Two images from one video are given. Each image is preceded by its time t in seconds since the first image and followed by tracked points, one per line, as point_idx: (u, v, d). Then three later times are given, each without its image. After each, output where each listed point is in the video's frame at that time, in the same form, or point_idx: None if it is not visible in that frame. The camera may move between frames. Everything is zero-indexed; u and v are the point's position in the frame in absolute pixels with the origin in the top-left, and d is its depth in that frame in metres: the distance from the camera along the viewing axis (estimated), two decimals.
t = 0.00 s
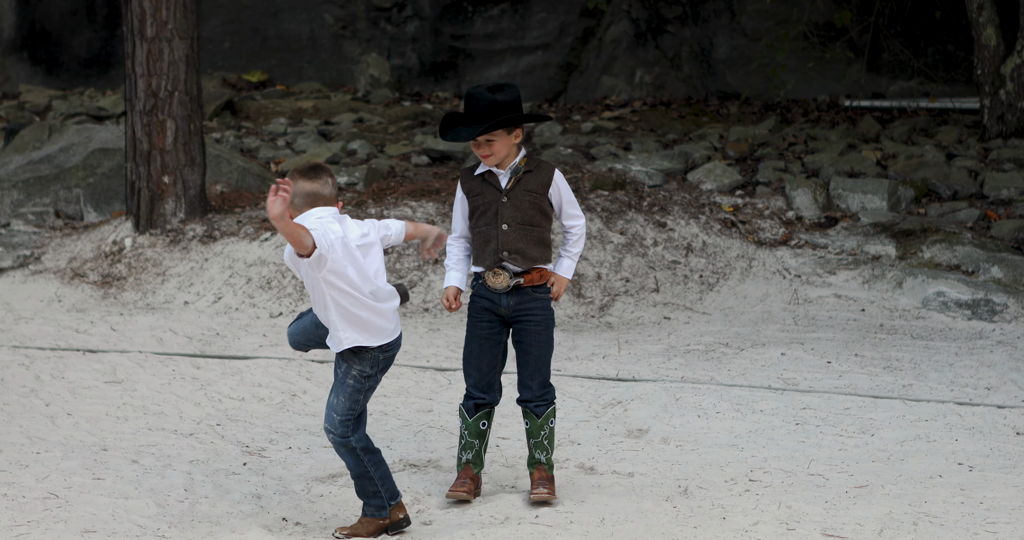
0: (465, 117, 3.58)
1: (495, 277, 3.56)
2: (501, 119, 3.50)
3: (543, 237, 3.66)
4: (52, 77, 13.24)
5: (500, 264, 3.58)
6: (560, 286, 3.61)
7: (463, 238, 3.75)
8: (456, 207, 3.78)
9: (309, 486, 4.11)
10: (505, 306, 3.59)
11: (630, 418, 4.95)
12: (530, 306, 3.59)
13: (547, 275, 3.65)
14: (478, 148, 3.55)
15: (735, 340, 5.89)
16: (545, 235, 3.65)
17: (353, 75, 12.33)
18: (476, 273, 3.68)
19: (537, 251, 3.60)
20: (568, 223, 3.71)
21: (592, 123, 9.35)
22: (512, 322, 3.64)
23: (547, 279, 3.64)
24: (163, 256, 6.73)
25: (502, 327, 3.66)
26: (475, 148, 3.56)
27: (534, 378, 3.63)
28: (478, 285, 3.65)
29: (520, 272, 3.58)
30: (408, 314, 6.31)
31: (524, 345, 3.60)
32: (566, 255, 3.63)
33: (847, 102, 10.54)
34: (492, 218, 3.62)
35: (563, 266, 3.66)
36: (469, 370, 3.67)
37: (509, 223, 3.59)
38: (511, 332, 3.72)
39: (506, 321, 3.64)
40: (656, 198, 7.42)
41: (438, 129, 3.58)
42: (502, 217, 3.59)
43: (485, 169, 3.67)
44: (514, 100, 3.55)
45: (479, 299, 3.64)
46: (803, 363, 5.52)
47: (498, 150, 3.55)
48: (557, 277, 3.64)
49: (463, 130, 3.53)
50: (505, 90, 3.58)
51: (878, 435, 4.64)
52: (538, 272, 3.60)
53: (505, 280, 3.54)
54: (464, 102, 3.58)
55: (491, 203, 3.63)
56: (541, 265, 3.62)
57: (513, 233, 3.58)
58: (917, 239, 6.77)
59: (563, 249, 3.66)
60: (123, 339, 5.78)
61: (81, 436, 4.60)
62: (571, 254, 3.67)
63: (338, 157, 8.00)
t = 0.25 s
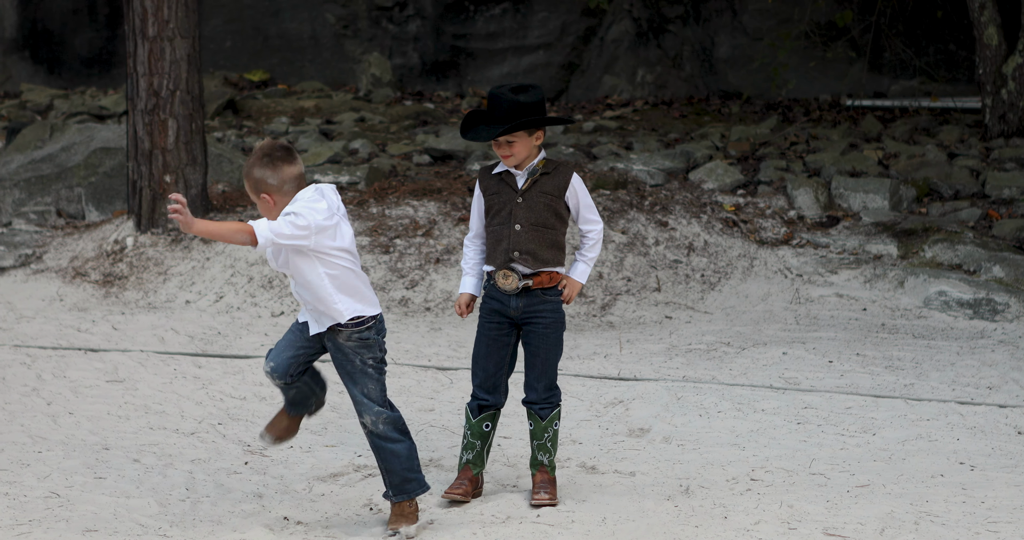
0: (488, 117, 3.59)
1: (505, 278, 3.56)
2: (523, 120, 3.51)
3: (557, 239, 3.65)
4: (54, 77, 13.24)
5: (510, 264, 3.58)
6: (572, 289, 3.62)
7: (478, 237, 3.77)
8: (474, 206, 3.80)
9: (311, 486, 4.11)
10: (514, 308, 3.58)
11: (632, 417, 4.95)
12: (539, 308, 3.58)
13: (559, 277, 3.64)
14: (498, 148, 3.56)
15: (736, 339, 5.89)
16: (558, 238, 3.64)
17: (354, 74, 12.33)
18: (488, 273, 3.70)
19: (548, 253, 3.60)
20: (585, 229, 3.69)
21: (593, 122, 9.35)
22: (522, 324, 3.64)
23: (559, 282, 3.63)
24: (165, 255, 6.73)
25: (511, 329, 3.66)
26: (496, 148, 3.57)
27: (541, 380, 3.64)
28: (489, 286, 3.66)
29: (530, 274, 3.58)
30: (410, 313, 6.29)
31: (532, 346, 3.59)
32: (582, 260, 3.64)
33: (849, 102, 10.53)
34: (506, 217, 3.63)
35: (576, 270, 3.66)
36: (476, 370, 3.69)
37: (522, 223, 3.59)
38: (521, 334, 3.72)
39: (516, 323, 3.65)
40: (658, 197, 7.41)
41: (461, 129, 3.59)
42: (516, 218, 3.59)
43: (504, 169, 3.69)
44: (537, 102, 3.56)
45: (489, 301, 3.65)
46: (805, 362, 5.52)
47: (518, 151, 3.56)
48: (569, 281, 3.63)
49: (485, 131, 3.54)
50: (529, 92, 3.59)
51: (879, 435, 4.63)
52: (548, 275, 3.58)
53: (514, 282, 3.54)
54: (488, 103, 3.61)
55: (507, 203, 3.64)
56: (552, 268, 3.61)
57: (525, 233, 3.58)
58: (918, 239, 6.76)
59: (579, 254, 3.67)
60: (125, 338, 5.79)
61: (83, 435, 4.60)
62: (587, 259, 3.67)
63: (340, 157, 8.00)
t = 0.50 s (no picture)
0: (499, 115, 3.61)
1: (505, 278, 3.56)
2: (533, 120, 3.52)
3: (561, 239, 3.64)
4: (56, 75, 13.24)
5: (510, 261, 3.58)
6: (575, 291, 3.56)
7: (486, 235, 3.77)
8: (484, 202, 3.82)
9: (314, 484, 4.10)
10: (514, 308, 3.58)
11: (634, 415, 4.95)
12: (539, 310, 3.56)
13: (561, 279, 3.61)
14: (508, 147, 3.58)
15: (738, 337, 5.89)
16: (561, 238, 3.63)
17: (356, 72, 12.33)
18: (491, 271, 3.70)
19: (549, 252, 3.58)
20: (593, 232, 3.65)
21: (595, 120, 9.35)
22: (523, 325, 3.63)
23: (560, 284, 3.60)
24: (167, 253, 6.73)
25: (513, 330, 3.66)
26: (506, 146, 3.59)
27: (542, 382, 3.63)
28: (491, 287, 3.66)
29: (529, 274, 3.56)
30: (412, 311, 6.29)
31: (533, 348, 3.58)
32: (587, 263, 3.60)
33: (851, 100, 10.53)
34: (510, 213, 3.63)
35: (581, 274, 3.62)
36: (477, 370, 3.69)
37: (525, 219, 3.59)
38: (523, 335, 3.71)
39: (517, 324, 3.64)
40: (660, 195, 7.41)
41: (473, 127, 3.62)
42: (519, 214, 3.60)
43: (513, 166, 3.69)
44: (549, 102, 3.55)
45: (491, 301, 3.65)
46: (807, 360, 5.52)
47: (528, 151, 3.58)
48: (571, 283, 3.58)
49: (495, 129, 3.56)
50: (541, 91, 3.59)
51: (882, 433, 4.63)
52: (547, 276, 3.56)
53: (513, 282, 3.53)
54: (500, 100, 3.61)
55: (512, 199, 3.65)
56: (553, 268, 3.59)
57: (527, 230, 3.57)
58: (921, 237, 6.76)
59: (585, 256, 3.63)
60: (127, 336, 5.79)
61: (85, 432, 4.60)
62: (593, 262, 3.63)
63: (342, 155, 7.99)
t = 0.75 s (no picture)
0: (503, 113, 3.61)
1: (502, 280, 3.56)
2: (535, 120, 3.52)
3: (560, 240, 3.63)
4: (57, 75, 13.24)
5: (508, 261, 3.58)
6: (573, 294, 3.54)
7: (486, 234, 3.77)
8: (486, 201, 3.82)
9: (314, 484, 4.10)
10: (511, 309, 3.58)
11: (635, 415, 4.94)
12: (537, 312, 3.56)
13: (559, 281, 3.60)
14: (511, 147, 3.59)
15: (739, 337, 5.89)
16: (560, 238, 3.63)
17: (357, 72, 12.34)
18: (490, 271, 3.70)
19: (547, 253, 3.58)
20: (593, 234, 3.62)
21: (596, 120, 9.35)
22: (521, 326, 3.62)
23: (558, 286, 3.59)
24: (168, 252, 6.72)
25: (511, 331, 3.65)
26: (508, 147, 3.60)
27: (540, 383, 3.63)
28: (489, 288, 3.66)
29: (527, 275, 3.56)
30: (413, 311, 6.30)
31: (530, 351, 3.59)
32: (586, 266, 3.57)
33: (852, 100, 10.53)
34: (510, 212, 3.63)
35: (581, 277, 3.60)
36: (476, 370, 3.69)
37: (524, 219, 3.59)
38: (522, 336, 3.71)
39: (515, 325, 3.64)
40: (661, 195, 7.40)
41: (476, 126, 3.62)
42: (518, 213, 3.60)
43: (515, 166, 3.70)
44: (552, 102, 3.55)
45: (489, 302, 3.65)
46: (808, 360, 5.52)
47: (531, 151, 3.59)
48: (569, 286, 3.56)
49: (499, 129, 3.56)
50: (546, 91, 3.58)
51: (883, 432, 4.63)
52: (544, 277, 3.56)
53: (511, 284, 3.53)
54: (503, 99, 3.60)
55: (512, 198, 3.65)
56: (551, 270, 3.58)
57: (526, 229, 3.57)
58: (922, 236, 6.76)
59: (584, 259, 3.61)
60: (128, 336, 5.78)
61: (86, 433, 4.60)
62: (593, 265, 3.60)
63: (343, 155, 7.99)
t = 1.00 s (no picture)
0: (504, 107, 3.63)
1: (507, 279, 3.55)
2: (529, 116, 3.53)
3: (563, 240, 3.63)
4: (60, 74, 13.24)
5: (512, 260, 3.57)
6: (577, 292, 3.53)
7: (488, 232, 3.76)
8: (488, 199, 3.81)
9: (319, 482, 4.09)
10: (516, 308, 3.57)
11: (639, 413, 4.94)
12: (541, 310, 3.55)
13: (563, 279, 3.59)
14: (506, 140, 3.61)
15: (743, 335, 5.89)
16: (563, 238, 3.62)
17: (361, 71, 12.34)
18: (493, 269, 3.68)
19: (552, 253, 3.58)
20: (597, 232, 3.64)
21: (600, 119, 9.36)
22: (525, 325, 3.61)
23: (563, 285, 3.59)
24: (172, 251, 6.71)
25: (515, 330, 3.64)
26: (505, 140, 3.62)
27: (545, 382, 3.62)
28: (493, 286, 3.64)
29: (531, 274, 3.56)
30: (417, 309, 6.30)
31: (535, 349, 3.57)
32: (589, 264, 3.59)
33: (855, 99, 10.54)
34: (514, 211, 3.62)
35: (584, 275, 3.61)
36: (480, 369, 3.68)
37: (529, 218, 3.58)
38: (526, 335, 3.70)
39: (519, 324, 3.63)
40: (665, 193, 7.40)
41: (475, 115, 3.64)
42: (523, 212, 3.59)
43: (516, 163, 3.69)
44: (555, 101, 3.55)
45: (493, 301, 3.64)
46: (812, 358, 5.52)
47: (524, 146, 3.58)
48: (574, 284, 3.55)
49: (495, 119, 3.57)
50: (552, 91, 3.57)
51: (887, 431, 4.63)
52: (549, 276, 3.55)
53: (516, 283, 3.52)
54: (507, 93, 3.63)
55: (516, 197, 3.64)
56: (555, 269, 3.58)
57: (530, 229, 3.57)
58: (925, 235, 6.76)
59: (588, 257, 3.62)
60: (131, 334, 5.78)
61: (90, 431, 4.59)
62: (596, 263, 3.62)
63: (347, 153, 7.98)
